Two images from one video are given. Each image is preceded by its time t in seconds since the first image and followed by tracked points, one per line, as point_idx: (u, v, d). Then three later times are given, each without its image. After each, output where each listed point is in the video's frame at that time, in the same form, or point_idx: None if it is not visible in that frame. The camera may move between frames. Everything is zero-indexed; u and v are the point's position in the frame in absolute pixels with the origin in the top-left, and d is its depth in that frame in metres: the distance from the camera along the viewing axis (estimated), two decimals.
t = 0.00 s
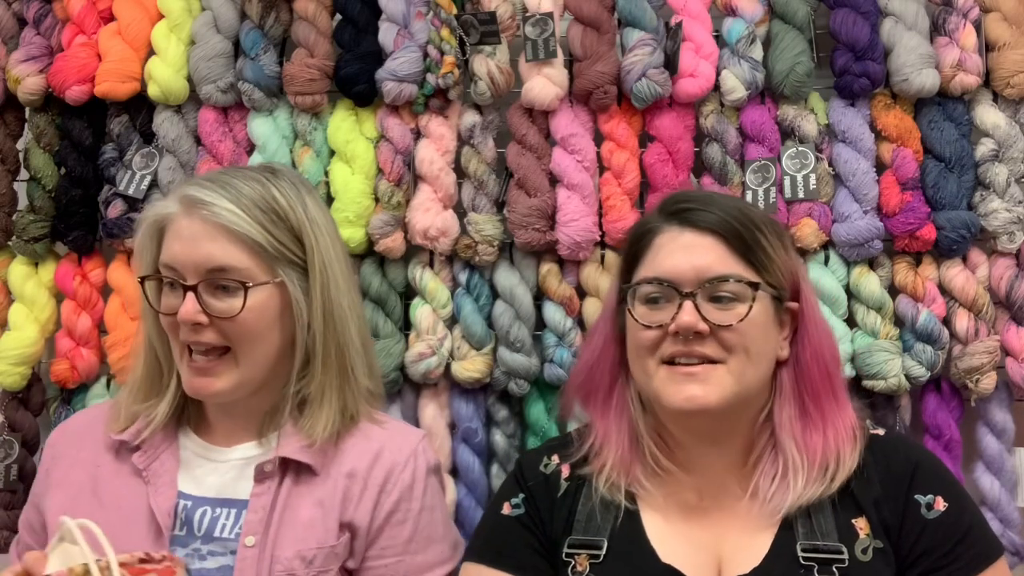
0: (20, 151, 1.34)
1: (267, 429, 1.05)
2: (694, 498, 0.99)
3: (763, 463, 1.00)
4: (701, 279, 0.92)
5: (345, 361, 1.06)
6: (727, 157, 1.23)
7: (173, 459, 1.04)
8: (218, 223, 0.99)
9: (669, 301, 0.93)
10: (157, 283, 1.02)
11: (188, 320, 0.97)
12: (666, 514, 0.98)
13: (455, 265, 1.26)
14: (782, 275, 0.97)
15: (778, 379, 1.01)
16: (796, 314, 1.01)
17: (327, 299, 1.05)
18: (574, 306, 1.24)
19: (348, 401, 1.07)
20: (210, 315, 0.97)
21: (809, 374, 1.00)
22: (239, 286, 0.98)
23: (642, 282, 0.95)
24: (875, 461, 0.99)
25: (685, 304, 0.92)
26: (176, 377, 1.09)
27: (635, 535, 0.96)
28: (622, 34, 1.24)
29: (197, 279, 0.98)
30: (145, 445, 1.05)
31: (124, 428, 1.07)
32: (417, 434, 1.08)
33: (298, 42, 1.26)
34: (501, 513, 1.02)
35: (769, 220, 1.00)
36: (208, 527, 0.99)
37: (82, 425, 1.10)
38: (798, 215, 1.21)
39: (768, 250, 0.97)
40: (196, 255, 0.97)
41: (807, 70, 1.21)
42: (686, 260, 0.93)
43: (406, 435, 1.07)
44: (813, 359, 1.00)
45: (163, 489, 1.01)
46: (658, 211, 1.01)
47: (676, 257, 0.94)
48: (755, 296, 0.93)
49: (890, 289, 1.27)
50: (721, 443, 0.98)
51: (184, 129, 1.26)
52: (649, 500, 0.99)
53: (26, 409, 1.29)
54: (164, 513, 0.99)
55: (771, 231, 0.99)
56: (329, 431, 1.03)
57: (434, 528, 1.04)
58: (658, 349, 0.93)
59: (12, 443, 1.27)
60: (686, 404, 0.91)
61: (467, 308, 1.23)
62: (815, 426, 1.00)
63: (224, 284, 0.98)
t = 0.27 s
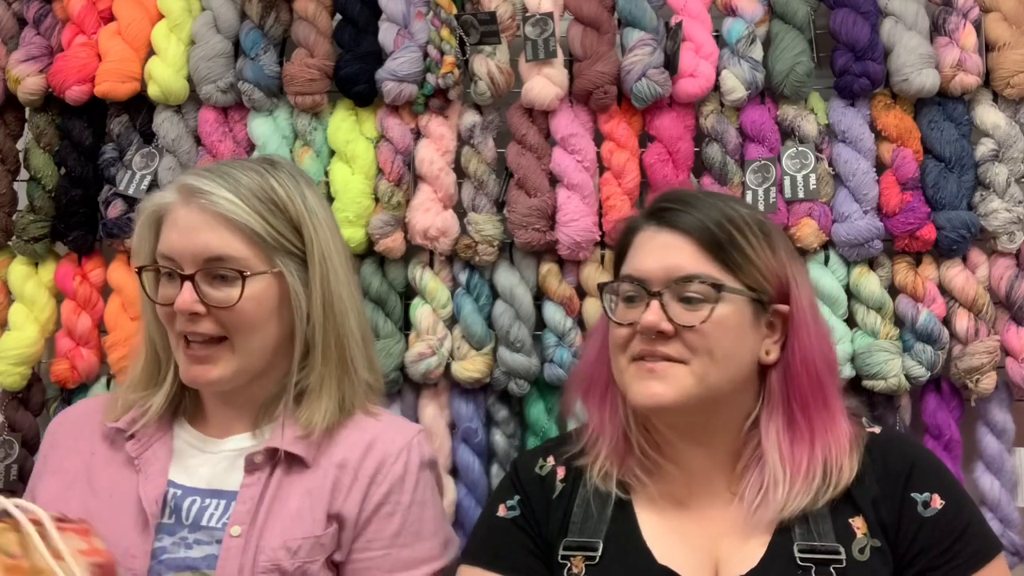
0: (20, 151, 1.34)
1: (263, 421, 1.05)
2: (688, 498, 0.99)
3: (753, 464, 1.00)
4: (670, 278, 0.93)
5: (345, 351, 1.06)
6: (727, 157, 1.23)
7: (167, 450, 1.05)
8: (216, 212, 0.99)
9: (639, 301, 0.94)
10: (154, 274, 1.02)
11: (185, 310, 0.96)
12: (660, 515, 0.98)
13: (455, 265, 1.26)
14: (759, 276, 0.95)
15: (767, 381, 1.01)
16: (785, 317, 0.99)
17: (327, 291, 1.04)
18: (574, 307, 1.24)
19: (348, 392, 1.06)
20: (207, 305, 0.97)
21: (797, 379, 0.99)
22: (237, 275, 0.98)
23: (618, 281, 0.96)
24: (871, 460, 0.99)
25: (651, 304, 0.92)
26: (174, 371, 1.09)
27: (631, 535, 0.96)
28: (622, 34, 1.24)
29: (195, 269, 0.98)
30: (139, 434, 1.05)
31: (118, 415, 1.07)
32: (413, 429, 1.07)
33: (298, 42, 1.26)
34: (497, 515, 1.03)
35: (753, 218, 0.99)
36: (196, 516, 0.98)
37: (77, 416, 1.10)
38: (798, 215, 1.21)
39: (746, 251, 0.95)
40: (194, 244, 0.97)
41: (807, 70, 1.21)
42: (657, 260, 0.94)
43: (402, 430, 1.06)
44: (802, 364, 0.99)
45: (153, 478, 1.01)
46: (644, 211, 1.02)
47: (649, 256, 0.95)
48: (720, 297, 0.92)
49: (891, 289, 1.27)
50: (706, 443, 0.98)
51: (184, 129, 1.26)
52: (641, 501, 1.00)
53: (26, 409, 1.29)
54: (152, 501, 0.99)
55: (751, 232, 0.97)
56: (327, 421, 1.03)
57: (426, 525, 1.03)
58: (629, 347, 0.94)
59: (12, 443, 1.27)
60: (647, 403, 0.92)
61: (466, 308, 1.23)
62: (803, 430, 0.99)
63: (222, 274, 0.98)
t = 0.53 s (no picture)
0: (20, 151, 1.34)
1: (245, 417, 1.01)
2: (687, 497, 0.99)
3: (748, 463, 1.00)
4: (637, 282, 0.94)
5: (333, 346, 1.02)
6: (727, 157, 1.23)
7: (148, 453, 1.00)
8: (201, 200, 0.95)
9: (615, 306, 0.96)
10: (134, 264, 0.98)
11: (169, 302, 0.93)
12: (660, 517, 0.98)
13: (455, 265, 1.26)
14: (727, 276, 0.94)
15: (749, 381, 0.99)
16: (761, 312, 0.97)
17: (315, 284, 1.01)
18: (574, 307, 1.24)
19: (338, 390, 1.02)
20: (192, 298, 0.93)
21: (771, 380, 0.96)
22: (225, 265, 0.94)
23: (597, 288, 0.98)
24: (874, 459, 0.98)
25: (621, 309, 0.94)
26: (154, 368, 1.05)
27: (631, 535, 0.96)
28: (622, 34, 1.24)
29: (179, 259, 0.94)
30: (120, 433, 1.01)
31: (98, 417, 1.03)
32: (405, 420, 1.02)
33: (298, 42, 1.26)
34: (499, 515, 1.04)
35: (727, 220, 0.98)
36: (180, 518, 0.94)
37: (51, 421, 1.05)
38: (798, 215, 1.21)
39: (716, 253, 0.95)
40: (179, 233, 0.93)
41: (807, 70, 1.21)
42: (626, 265, 0.96)
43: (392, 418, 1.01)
44: (775, 365, 0.96)
45: (136, 479, 0.97)
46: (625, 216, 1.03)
47: (620, 263, 0.97)
48: (682, 300, 0.92)
49: (891, 289, 1.27)
50: (698, 443, 0.99)
51: (184, 129, 1.26)
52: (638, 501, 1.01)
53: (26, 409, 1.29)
54: (134, 504, 0.94)
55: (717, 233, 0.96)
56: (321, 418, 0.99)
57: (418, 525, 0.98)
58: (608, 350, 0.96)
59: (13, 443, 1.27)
60: (622, 406, 0.93)
61: (467, 308, 1.23)
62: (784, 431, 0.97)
63: (208, 264, 0.94)
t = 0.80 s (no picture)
0: (20, 151, 1.34)
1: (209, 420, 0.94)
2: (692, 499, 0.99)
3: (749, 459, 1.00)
4: (647, 283, 0.93)
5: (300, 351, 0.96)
6: (727, 157, 1.23)
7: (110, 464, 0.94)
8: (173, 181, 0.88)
9: (623, 307, 0.95)
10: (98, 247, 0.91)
11: (129, 289, 0.86)
12: (662, 517, 0.98)
13: (455, 265, 1.26)
14: (738, 278, 0.95)
15: (756, 381, 0.99)
16: (768, 313, 0.98)
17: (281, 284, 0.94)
18: (574, 307, 1.24)
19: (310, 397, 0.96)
20: (156, 287, 0.86)
21: (779, 380, 0.97)
22: (192, 252, 0.88)
23: (604, 287, 0.97)
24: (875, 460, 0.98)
25: (631, 309, 0.93)
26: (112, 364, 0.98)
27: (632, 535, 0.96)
28: (622, 34, 1.24)
29: (144, 243, 0.87)
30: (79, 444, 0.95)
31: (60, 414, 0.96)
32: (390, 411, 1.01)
33: (298, 42, 1.26)
34: (501, 515, 1.04)
35: (736, 220, 0.98)
36: (144, 532, 0.88)
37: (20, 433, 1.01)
38: (798, 215, 1.21)
39: (726, 253, 0.95)
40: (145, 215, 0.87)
41: (806, 70, 1.21)
42: (635, 265, 0.95)
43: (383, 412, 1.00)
44: (785, 365, 0.97)
45: (97, 490, 0.91)
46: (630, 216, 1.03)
47: (628, 262, 0.96)
48: (694, 300, 0.92)
49: (891, 289, 1.27)
50: (701, 442, 0.99)
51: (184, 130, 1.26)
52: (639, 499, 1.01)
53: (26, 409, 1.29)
54: (96, 517, 0.89)
55: (728, 234, 0.97)
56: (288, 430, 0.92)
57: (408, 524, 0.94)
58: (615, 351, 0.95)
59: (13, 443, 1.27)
60: (632, 408, 0.92)
61: (467, 308, 1.23)
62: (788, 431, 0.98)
63: (174, 250, 0.87)
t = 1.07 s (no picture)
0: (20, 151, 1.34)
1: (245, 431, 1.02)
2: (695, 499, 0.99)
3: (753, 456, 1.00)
4: (668, 283, 0.93)
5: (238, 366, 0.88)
6: (727, 157, 1.23)
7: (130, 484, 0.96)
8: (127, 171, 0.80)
9: (641, 306, 0.94)
10: (31, 238, 0.83)
11: (58, 283, 0.77)
12: (665, 519, 0.98)
13: (456, 265, 1.26)
14: (755, 278, 0.96)
15: (765, 382, 1.00)
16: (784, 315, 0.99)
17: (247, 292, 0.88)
18: (574, 306, 1.24)
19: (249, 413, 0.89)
20: (88, 283, 0.77)
21: (791, 381, 0.98)
22: (131, 246, 0.79)
23: (621, 287, 0.96)
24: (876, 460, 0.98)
25: (651, 309, 0.92)
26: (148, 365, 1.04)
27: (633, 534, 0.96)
28: (622, 34, 1.24)
29: (79, 234, 0.78)
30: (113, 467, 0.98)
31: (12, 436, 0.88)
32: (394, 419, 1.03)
33: (298, 42, 1.26)
34: (502, 515, 1.03)
35: (751, 221, 0.99)
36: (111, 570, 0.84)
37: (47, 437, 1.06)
38: (798, 215, 1.21)
39: (744, 254, 0.95)
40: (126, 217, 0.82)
41: (807, 70, 1.21)
42: (656, 264, 0.94)
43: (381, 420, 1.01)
44: (797, 366, 0.98)
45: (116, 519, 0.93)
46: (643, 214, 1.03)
47: (648, 261, 0.95)
48: (717, 301, 0.92)
49: (891, 289, 1.27)
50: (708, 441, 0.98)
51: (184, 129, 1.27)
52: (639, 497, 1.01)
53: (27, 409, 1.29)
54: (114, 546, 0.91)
55: (746, 235, 0.97)
56: (259, 458, 0.86)
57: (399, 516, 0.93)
58: (631, 352, 0.94)
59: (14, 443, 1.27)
60: (648, 406, 0.91)
61: (467, 308, 1.23)
62: (795, 432, 0.98)
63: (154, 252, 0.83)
